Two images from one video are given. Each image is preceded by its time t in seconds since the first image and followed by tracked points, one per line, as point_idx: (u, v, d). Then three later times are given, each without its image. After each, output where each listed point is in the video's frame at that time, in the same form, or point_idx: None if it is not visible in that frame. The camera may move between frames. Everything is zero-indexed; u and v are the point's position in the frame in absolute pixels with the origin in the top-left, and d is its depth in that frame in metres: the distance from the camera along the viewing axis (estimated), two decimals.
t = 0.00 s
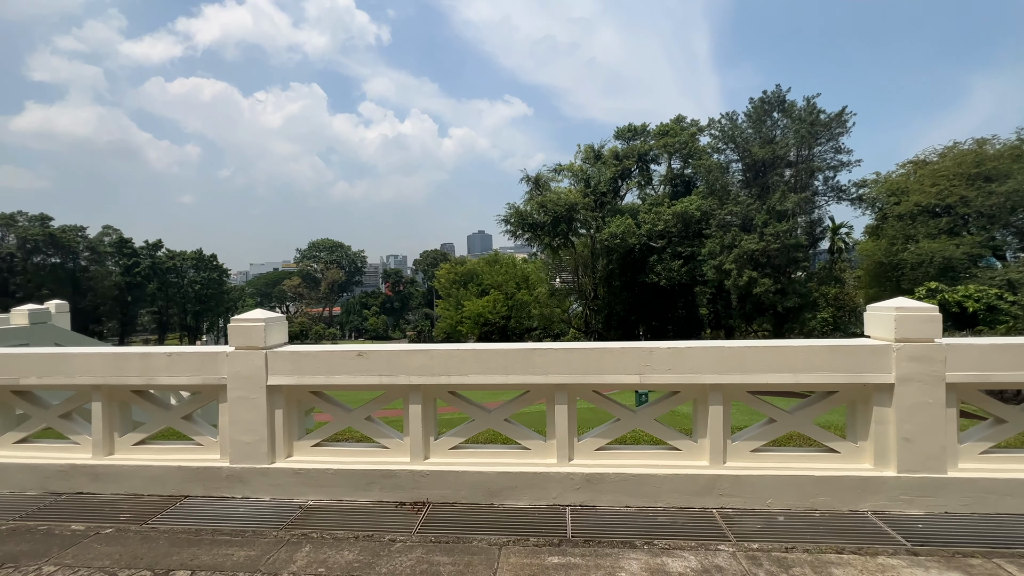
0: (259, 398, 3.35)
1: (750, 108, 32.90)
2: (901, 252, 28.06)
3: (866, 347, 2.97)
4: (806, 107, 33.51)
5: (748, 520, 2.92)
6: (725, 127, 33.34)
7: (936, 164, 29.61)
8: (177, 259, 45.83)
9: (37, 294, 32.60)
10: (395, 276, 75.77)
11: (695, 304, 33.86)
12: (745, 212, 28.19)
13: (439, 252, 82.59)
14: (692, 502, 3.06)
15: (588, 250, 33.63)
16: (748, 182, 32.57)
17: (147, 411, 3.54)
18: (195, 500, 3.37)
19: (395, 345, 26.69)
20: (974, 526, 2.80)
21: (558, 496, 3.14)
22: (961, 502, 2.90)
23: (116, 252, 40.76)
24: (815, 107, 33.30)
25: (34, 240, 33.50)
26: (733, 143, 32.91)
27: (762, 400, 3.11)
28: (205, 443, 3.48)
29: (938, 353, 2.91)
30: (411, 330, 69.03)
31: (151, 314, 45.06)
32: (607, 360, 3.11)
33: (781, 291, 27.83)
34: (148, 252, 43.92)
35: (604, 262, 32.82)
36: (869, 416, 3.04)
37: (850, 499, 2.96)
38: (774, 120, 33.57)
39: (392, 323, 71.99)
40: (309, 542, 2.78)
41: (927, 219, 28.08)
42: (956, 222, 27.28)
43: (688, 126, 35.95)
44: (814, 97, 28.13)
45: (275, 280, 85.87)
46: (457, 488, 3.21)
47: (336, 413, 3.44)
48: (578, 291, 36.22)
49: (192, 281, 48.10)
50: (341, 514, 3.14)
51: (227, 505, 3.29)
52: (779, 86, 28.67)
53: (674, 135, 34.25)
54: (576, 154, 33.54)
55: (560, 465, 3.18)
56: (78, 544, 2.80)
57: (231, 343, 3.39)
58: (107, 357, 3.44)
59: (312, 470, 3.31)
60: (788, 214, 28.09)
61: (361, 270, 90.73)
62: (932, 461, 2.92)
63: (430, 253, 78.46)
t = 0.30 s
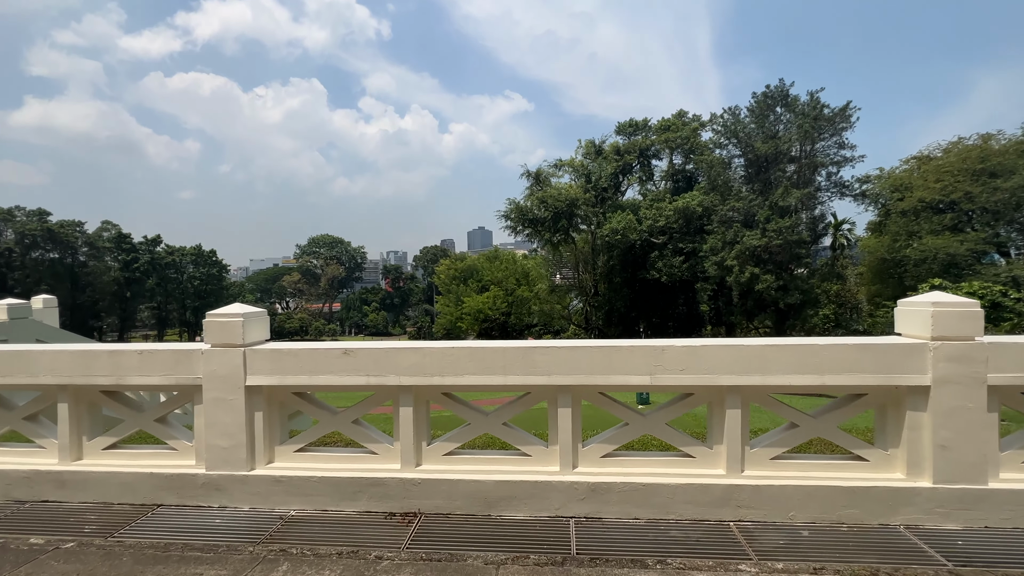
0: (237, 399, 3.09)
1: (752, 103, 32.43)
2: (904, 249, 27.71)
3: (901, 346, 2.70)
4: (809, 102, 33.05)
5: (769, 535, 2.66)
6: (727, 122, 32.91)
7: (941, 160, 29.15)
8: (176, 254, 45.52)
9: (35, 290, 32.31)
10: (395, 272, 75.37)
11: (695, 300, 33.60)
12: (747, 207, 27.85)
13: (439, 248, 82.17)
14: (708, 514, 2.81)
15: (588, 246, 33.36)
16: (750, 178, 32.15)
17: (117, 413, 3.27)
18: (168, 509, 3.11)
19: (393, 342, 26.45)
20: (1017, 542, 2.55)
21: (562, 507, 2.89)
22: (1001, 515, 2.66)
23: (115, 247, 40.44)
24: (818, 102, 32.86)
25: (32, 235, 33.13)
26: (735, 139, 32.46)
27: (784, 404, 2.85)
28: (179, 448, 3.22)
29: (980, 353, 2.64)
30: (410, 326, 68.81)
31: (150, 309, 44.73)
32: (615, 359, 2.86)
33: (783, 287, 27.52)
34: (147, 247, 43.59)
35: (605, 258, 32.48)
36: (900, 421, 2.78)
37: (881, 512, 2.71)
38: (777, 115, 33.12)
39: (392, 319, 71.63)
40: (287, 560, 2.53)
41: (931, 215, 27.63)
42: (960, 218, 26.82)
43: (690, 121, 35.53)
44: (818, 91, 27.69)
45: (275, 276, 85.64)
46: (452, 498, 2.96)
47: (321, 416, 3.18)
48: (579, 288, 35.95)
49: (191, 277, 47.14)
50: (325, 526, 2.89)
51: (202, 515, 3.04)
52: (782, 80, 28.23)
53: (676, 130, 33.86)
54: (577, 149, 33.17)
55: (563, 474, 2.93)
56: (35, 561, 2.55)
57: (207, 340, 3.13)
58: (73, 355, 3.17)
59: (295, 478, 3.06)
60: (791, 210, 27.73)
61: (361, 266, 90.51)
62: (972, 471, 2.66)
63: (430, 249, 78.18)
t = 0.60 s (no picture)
0: (216, 406, 2.84)
1: (758, 98, 31.91)
2: (912, 245, 27.21)
3: (948, 349, 2.43)
4: (816, 96, 32.50)
5: (801, 558, 2.40)
6: (732, 117, 32.40)
7: (949, 154, 28.49)
8: (179, 251, 45.35)
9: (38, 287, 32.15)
10: (397, 269, 75.07)
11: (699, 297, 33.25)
12: (752, 203, 27.39)
13: (441, 246, 81.88)
14: (733, 534, 2.54)
15: (591, 243, 33.08)
16: (755, 173, 31.66)
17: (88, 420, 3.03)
18: (144, 526, 2.87)
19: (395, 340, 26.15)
20: None
21: (571, 526, 2.63)
22: None
23: (118, 245, 40.27)
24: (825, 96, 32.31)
25: (35, 232, 32.88)
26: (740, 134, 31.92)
27: (817, 413, 2.58)
28: (156, 458, 2.98)
29: None
30: (413, 323, 68.65)
31: (153, 306, 44.56)
32: (629, 362, 2.59)
33: (788, 284, 27.09)
34: (149, 245, 43.43)
35: (608, 255, 32.14)
36: (946, 433, 2.51)
37: (926, 533, 2.44)
38: (782, 109, 32.60)
39: (395, 316, 71.31)
40: None
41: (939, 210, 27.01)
42: (969, 213, 26.13)
43: (694, 117, 35.08)
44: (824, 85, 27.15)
45: (278, 273, 85.60)
46: (451, 515, 2.70)
47: (309, 425, 2.92)
48: (582, 284, 35.60)
49: (194, 274, 47.12)
50: (312, 546, 2.63)
51: (180, 532, 2.80)
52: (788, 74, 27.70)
53: (680, 126, 33.42)
54: (580, 145, 32.80)
55: (572, 488, 2.67)
56: None
57: (184, 342, 2.88)
58: (39, 358, 2.91)
59: (280, 492, 2.81)
60: (796, 205, 27.28)
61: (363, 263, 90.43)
62: None
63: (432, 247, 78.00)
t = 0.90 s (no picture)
0: (196, 414, 2.60)
1: (767, 91, 31.18)
2: (925, 240, 26.52)
3: (1011, 353, 2.15)
4: (827, 88, 31.73)
5: None
6: (740, 111, 31.72)
7: (964, 147, 27.52)
8: (186, 250, 45.33)
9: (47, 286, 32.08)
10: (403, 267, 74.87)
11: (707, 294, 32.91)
12: (761, 198, 26.84)
13: (446, 243, 81.57)
14: (764, 559, 2.28)
15: (597, 239, 32.77)
16: (764, 168, 31.01)
17: (61, 428, 2.81)
18: (119, 542, 2.65)
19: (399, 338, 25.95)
20: None
21: (584, 547, 2.38)
22: None
23: (125, 243, 40.28)
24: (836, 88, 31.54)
25: (44, 232, 32.81)
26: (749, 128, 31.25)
27: (858, 423, 2.30)
28: (134, 469, 2.76)
29: None
30: (418, 320, 68.53)
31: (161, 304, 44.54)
32: (649, 366, 2.33)
33: (798, 280, 26.54)
34: (157, 243, 43.40)
35: (614, 252, 31.79)
36: (1009, 446, 2.22)
37: (985, 560, 2.16)
38: (792, 103, 31.89)
39: (401, 314, 71.08)
40: None
41: (952, 205, 26.06)
42: (984, 208, 25.22)
43: (701, 111, 34.49)
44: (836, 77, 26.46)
45: (285, 271, 85.86)
46: (450, 532, 2.46)
47: (297, 434, 2.68)
48: (588, 281, 35.22)
49: (201, 272, 47.16)
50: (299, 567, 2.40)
51: (158, 550, 2.58)
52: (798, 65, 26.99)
53: (687, 120, 32.89)
54: (586, 140, 32.34)
55: (584, 505, 2.42)
56: None
57: (161, 343, 2.65)
58: (6, 360, 2.69)
59: (265, 508, 2.58)
60: (807, 200, 26.66)
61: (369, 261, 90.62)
62: None
63: (438, 244, 77.98)
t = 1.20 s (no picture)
0: (169, 424, 2.35)
1: (778, 84, 30.40)
2: (941, 235, 25.72)
3: None
4: (840, 80, 30.90)
5: None
6: (751, 104, 31.00)
7: (982, 140, 26.53)
8: (196, 248, 45.49)
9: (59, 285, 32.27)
10: (410, 265, 74.77)
11: (716, 291, 32.52)
12: (772, 193, 26.23)
13: (453, 240, 81.29)
14: None
15: (605, 236, 32.42)
16: (775, 163, 30.31)
17: (28, 437, 2.58)
18: (86, 563, 2.42)
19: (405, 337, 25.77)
20: None
21: None
22: None
23: (136, 242, 40.49)
24: (850, 80, 30.71)
25: (56, 231, 33.01)
26: (759, 122, 30.57)
27: (916, 439, 2.00)
28: (105, 484, 2.52)
29: None
30: (425, 318, 68.41)
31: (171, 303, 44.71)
32: (676, 372, 2.04)
33: (810, 276, 25.89)
34: (167, 242, 43.57)
35: (622, 249, 31.44)
36: None
37: None
38: (804, 96, 31.11)
39: (408, 312, 70.90)
40: None
41: (970, 199, 25.30)
42: (1004, 202, 24.34)
43: (711, 105, 33.86)
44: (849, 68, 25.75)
45: (294, 269, 86.24)
46: (448, 559, 2.19)
47: (280, 446, 2.42)
48: (595, 279, 34.80)
49: (211, 271, 47.30)
50: None
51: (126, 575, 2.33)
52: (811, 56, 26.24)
53: (696, 115, 32.33)
54: (593, 136, 31.90)
55: (599, 528, 2.14)
56: None
57: (130, 346, 2.40)
58: None
59: (244, 528, 2.33)
60: (819, 195, 25.95)
61: (377, 259, 90.81)
62: None
63: (445, 241, 77.84)
